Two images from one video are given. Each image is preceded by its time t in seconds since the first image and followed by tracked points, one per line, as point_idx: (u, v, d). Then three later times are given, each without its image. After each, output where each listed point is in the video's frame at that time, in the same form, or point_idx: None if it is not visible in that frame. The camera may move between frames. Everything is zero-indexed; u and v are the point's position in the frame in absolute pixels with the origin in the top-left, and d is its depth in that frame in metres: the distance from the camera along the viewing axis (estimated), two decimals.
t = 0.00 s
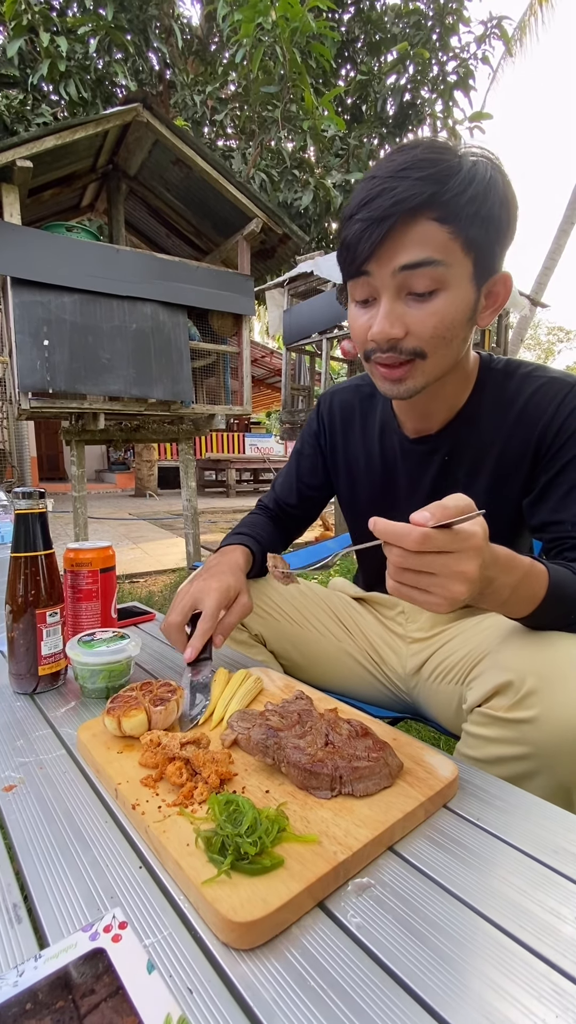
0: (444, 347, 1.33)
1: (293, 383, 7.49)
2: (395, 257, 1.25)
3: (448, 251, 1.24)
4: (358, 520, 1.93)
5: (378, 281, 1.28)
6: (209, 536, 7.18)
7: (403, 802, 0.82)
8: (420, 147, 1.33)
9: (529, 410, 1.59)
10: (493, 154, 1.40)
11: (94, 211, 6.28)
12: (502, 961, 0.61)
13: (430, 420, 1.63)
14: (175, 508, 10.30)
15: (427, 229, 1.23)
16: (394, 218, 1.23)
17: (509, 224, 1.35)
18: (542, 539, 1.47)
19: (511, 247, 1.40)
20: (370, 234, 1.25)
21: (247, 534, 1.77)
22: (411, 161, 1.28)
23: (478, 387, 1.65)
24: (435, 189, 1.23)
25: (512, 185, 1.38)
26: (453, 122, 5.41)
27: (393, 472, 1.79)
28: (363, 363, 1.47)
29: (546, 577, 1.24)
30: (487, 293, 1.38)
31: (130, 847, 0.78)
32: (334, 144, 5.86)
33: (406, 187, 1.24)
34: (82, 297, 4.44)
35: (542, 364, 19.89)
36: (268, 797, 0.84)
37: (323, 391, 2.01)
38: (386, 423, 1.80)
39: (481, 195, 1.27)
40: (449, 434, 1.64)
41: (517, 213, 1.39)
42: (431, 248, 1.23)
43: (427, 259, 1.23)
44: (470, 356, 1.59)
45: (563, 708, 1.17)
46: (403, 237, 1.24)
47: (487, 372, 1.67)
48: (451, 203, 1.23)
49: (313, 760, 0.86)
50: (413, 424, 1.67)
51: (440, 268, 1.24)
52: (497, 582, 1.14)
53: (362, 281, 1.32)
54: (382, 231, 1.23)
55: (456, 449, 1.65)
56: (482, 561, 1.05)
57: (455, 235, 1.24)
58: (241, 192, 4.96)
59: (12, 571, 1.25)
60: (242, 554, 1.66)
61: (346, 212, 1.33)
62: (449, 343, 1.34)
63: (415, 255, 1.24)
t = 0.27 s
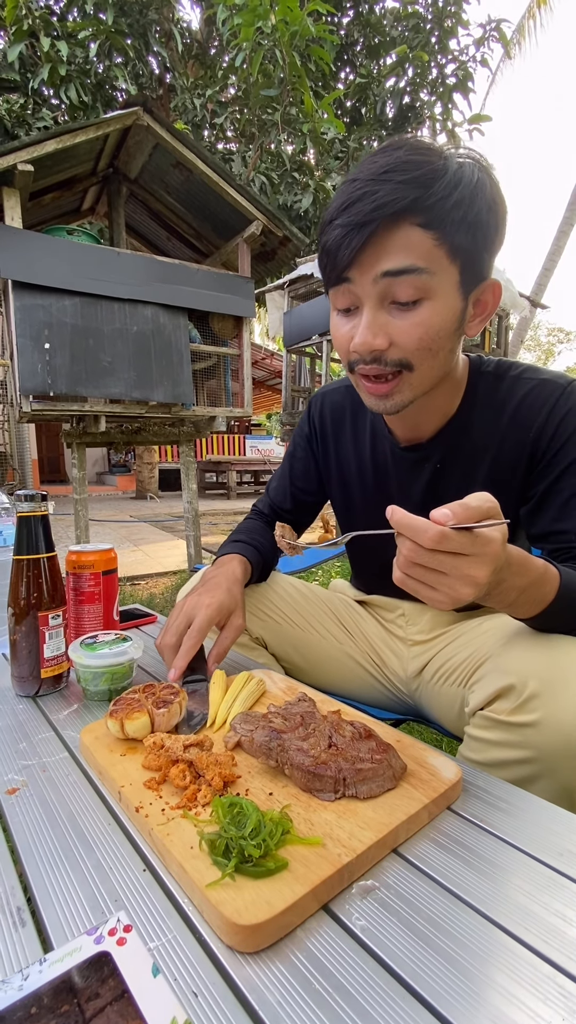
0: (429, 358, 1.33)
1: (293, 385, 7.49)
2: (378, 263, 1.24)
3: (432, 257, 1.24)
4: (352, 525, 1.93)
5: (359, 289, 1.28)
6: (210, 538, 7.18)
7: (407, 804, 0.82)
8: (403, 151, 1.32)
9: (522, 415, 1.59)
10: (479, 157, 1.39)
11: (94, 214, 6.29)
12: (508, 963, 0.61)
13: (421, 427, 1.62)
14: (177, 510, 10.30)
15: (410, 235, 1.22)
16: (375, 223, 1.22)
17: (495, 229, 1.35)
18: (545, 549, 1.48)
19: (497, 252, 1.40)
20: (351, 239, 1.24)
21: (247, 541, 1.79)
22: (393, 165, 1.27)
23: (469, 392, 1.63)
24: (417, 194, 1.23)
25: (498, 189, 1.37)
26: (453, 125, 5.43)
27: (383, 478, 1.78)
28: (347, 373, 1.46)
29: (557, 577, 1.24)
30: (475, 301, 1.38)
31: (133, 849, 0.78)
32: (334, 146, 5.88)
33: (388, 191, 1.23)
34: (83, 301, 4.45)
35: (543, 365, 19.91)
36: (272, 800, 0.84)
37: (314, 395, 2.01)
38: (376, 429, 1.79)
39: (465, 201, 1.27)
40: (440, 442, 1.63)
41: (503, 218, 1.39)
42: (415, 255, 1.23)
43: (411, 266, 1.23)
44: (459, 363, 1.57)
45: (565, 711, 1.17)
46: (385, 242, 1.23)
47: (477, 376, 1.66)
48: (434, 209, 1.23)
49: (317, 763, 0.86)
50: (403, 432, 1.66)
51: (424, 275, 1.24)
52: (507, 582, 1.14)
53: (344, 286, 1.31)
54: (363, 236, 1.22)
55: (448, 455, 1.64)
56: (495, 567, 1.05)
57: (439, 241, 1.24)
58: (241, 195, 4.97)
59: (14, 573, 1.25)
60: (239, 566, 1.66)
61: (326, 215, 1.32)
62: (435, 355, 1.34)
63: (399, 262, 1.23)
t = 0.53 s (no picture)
0: (419, 369, 1.34)
1: (293, 386, 7.50)
2: (365, 274, 1.24)
3: (421, 268, 1.24)
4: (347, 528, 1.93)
5: (346, 301, 1.27)
6: (211, 539, 7.18)
7: (407, 807, 0.82)
8: (389, 159, 1.32)
9: (517, 420, 1.60)
10: (468, 164, 1.39)
11: (94, 216, 6.30)
12: (508, 966, 0.61)
13: (414, 435, 1.62)
14: (177, 511, 10.30)
15: (398, 245, 1.22)
16: (362, 233, 1.22)
17: (485, 237, 1.35)
18: (545, 555, 1.48)
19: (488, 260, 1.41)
20: (337, 250, 1.24)
21: (248, 542, 1.80)
22: (379, 174, 1.27)
23: (463, 398, 1.64)
24: (404, 204, 1.23)
25: (487, 196, 1.38)
26: (452, 125, 5.43)
27: (378, 483, 1.78)
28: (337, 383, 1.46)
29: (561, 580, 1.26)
30: (466, 309, 1.39)
31: (135, 852, 0.78)
32: (333, 147, 5.89)
33: (374, 200, 1.23)
34: (83, 303, 4.46)
35: (543, 365, 19.92)
36: (273, 803, 0.84)
37: (307, 400, 2.02)
38: (370, 436, 1.79)
39: (454, 209, 1.27)
40: (436, 449, 1.63)
41: (494, 226, 1.39)
42: (402, 267, 1.22)
43: (398, 278, 1.23)
44: (451, 370, 1.56)
45: (565, 714, 1.17)
46: (372, 253, 1.23)
47: (471, 381, 1.66)
48: (422, 219, 1.23)
49: (317, 765, 0.86)
50: (397, 439, 1.65)
51: (413, 287, 1.24)
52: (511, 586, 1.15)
53: (330, 298, 1.31)
54: (350, 246, 1.22)
55: (443, 461, 1.64)
56: (498, 573, 1.05)
57: (428, 251, 1.24)
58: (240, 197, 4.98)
59: (15, 576, 1.25)
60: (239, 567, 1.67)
61: (311, 225, 1.32)
62: (426, 366, 1.35)
63: (386, 274, 1.23)
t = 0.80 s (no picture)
0: (413, 375, 1.34)
1: (293, 386, 7.50)
2: (359, 282, 1.23)
3: (415, 275, 1.24)
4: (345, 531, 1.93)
5: (340, 308, 1.27)
6: (211, 540, 7.18)
7: (407, 809, 0.82)
8: (381, 165, 1.32)
9: (513, 421, 1.60)
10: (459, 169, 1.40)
11: (94, 217, 6.30)
12: (507, 968, 0.61)
13: (411, 438, 1.62)
14: (178, 511, 10.30)
15: (392, 253, 1.22)
16: (355, 241, 1.21)
17: (478, 242, 1.35)
18: (544, 557, 1.48)
19: (482, 264, 1.41)
20: (331, 258, 1.24)
21: (249, 544, 1.81)
22: (372, 180, 1.27)
23: (459, 399, 1.63)
24: (397, 211, 1.23)
25: (480, 201, 1.38)
26: (452, 125, 5.44)
27: (374, 484, 1.78)
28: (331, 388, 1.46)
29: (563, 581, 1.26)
30: (460, 314, 1.39)
31: (135, 854, 0.78)
32: (333, 148, 5.89)
33: (367, 207, 1.23)
34: (83, 305, 4.46)
35: (543, 365, 19.92)
36: (273, 805, 0.84)
37: (303, 404, 2.02)
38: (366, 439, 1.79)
39: (447, 216, 1.27)
40: (431, 450, 1.63)
41: (487, 230, 1.40)
42: (396, 274, 1.22)
43: (392, 286, 1.22)
44: (446, 372, 1.56)
45: (565, 715, 1.17)
46: (365, 261, 1.23)
47: (466, 383, 1.66)
48: (416, 226, 1.23)
49: (317, 767, 0.86)
50: (394, 443, 1.65)
51: (407, 294, 1.24)
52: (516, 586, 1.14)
53: (325, 306, 1.31)
54: (343, 254, 1.22)
55: (439, 464, 1.64)
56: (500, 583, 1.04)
57: (422, 258, 1.24)
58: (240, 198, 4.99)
59: (15, 578, 1.25)
60: (243, 560, 1.72)
61: (303, 233, 1.32)
62: (421, 371, 1.35)
63: (380, 282, 1.23)
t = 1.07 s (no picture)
0: (413, 373, 1.33)
1: (294, 386, 7.50)
2: (359, 281, 1.24)
3: (414, 273, 1.24)
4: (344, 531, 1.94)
5: (341, 307, 1.27)
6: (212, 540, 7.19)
7: (407, 808, 0.82)
8: (379, 165, 1.32)
9: (512, 421, 1.60)
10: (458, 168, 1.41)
11: (94, 217, 6.30)
12: (507, 968, 0.61)
13: (410, 436, 1.62)
14: (178, 512, 10.30)
15: (390, 252, 1.22)
16: (354, 241, 1.22)
17: (477, 241, 1.36)
18: (542, 557, 1.49)
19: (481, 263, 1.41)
20: (331, 257, 1.24)
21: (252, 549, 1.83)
22: (369, 180, 1.28)
23: (457, 399, 1.64)
24: (395, 211, 1.23)
25: (477, 200, 1.38)
26: (451, 125, 5.44)
27: (373, 487, 1.79)
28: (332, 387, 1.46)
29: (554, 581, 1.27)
30: (459, 312, 1.39)
31: (135, 853, 0.79)
32: (333, 147, 5.88)
33: (366, 207, 1.23)
34: (83, 305, 4.47)
35: (544, 364, 19.92)
36: (272, 805, 0.84)
37: (300, 405, 2.02)
38: (364, 439, 1.79)
39: (445, 215, 1.28)
40: (431, 450, 1.63)
41: (485, 229, 1.40)
42: (396, 272, 1.23)
43: (392, 284, 1.23)
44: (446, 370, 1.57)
45: (565, 714, 1.17)
46: (364, 260, 1.23)
47: (465, 382, 1.66)
48: (414, 225, 1.24)
49: (317, 767, 0.86)
50: (392, 441, 1.66)
51: (407, 292, 1.24)
52: (491, 586, 1.14)
53: (325, 306, 1.31)
54: (342, 254, 1.22)
55: (438, 463, 1.64)
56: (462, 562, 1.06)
57: (420, 257, 1.24)
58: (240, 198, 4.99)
59: (16, 579, 1.25)
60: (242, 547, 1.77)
61: (303, 234, 1.33)
62: (421, 369, 1.34)
63: (379, 280, 1.23)
